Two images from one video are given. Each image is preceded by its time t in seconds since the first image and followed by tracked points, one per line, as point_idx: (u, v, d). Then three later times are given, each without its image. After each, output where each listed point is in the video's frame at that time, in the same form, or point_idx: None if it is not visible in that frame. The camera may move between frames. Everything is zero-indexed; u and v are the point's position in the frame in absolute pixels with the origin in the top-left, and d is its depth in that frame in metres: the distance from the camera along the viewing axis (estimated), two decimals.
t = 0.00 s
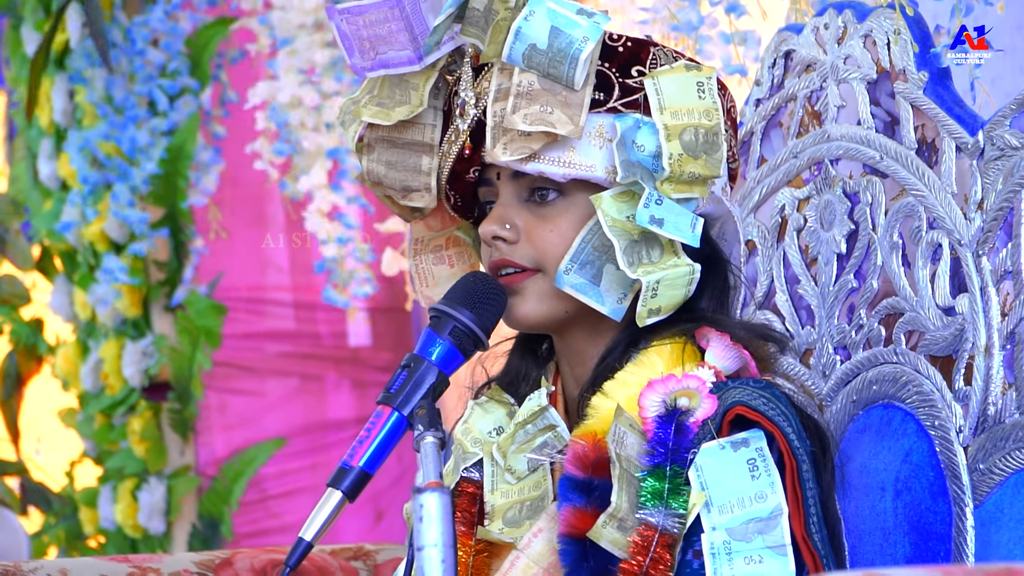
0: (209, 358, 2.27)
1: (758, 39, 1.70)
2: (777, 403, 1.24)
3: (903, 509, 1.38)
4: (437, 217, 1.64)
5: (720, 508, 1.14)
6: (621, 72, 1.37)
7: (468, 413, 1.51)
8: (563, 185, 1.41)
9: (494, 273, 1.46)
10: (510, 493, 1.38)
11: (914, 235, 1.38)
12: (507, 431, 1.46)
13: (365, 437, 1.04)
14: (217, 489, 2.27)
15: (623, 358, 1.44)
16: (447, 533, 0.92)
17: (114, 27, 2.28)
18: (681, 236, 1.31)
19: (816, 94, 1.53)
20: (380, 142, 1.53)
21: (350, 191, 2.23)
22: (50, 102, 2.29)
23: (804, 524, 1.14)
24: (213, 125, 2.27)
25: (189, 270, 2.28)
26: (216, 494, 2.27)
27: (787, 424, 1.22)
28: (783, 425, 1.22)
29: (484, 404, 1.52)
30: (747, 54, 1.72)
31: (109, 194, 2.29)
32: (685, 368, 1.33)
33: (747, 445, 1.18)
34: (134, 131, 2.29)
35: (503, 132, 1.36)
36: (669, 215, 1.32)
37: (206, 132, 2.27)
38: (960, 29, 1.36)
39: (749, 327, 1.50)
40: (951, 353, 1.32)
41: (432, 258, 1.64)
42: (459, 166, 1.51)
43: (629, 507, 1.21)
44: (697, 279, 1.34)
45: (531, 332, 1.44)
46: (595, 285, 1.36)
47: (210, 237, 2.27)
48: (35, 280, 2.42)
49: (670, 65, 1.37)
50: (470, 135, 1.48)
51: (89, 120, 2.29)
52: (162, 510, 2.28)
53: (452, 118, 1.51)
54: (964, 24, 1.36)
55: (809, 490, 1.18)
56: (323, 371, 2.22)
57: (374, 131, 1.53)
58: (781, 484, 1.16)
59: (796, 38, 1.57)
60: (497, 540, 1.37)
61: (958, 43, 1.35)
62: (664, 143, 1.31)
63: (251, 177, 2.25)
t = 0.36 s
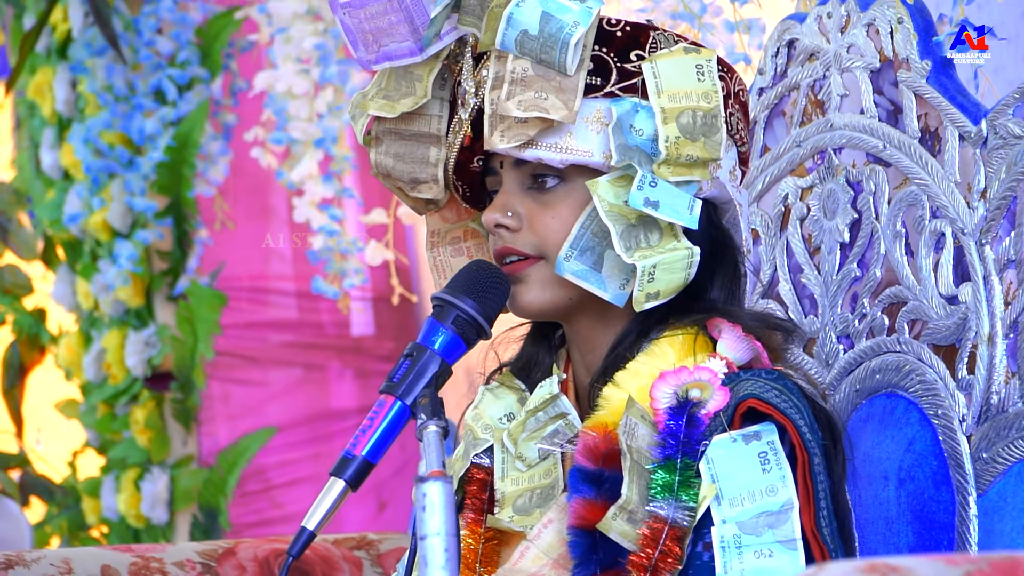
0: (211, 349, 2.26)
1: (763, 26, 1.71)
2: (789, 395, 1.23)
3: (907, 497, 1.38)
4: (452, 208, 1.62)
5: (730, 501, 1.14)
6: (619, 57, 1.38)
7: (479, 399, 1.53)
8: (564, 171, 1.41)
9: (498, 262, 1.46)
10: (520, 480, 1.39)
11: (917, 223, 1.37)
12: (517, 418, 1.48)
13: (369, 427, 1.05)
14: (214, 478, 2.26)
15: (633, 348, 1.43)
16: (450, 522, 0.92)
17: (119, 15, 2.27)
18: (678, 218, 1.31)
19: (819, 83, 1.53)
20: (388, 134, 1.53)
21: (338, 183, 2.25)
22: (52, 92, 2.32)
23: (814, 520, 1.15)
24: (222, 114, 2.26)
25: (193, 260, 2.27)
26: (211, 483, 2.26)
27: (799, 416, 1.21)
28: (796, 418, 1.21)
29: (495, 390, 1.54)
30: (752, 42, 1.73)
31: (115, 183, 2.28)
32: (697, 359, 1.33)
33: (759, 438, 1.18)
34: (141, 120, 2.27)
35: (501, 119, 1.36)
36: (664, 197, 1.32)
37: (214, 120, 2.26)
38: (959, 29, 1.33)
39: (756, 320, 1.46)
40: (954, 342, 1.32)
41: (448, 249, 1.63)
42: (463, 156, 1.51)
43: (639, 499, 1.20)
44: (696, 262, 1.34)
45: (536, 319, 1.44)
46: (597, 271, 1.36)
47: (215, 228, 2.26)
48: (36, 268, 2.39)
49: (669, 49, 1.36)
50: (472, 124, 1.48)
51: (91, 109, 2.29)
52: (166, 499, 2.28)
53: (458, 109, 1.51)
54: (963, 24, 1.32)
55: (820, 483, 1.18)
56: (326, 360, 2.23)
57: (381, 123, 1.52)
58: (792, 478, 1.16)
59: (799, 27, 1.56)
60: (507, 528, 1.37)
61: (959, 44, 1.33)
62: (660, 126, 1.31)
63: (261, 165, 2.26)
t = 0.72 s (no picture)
0: (216, 337, 2.25)
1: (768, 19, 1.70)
2: (806, 388, 1.23)
3: (911, 488, 1.38)
4: (473, 201, 1.62)
5: (744, 493, 1.14)
6: (622, 40, 1.37)
7: (493, 386, 1.52)
8: (568, 153, 1.41)
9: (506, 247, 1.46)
10: (533, 469, 1.39)
11: (923, 214, 1.37)
12: (531, 405, 1.48)
13: (373, 417, 1.05)
14: (218, 469, 2.24)
15: (648, 338, 1.43)
16: (456, 512, 0.91)
17: (120, 5, 2.29)
18: (678, 195, 1.31)
19: (825, 73, 1.52)
20: (402, 125, 1.53)
21: (317, 172, 2.19)
22: (57, 81, 2.32)
23: (829, 512, 1.15)
24: (220, 104, 2.25)
25: (196, 249, 2.27)
26: (218, 472, 2.25)
27: (816, 408, 1.21)
28: (813, 410, 1.20)
29: (509, 376, 1.53)
30: (757, 34, 1.72)
31: (118, 173, 2.30)
32: (713, 350, 1.33)
33: (775, 431, 1.18)
34: (141, 110, 2.28)
35: (503, 102, 1.36)
36: (663, 173, 1.31)
37: (214, 111, 2.25)
38: (959, 29, 1.34)
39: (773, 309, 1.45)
40: (959, 332, 1.32)
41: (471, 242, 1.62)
42: (472, 144, 1.52)
43: (653, 491, 1.20)
44: (700, 241, 1.33)
45: (542, 304, 1.44)
46: (601, 253, 1.35)
47: (218, 217, 2.25)
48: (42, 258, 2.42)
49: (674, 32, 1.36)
50: (479, 111, 1.49)
51: (96, 98, 2.31)
52: (170, 488, 2.27)
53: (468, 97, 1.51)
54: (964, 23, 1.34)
55: (835, 477, 1.18)
56: (331, 349, 2.18)
57: (395, 114, 1.52)
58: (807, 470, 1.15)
59: (805, 17, 1.56)
60: (519, 517, 1.36)
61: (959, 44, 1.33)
62: (660, 106, 1.31)
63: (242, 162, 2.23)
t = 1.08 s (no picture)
0: (221, 333, 2.25)
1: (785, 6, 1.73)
2: (811, 382, 1.23)
3: (917, 482, 1.38)
4: (480, 188, 1.63)
5: (750, 489, 1.14)
6: (633, 38, 1.36)
7: (499, 380, 1.51)
8: (577, 151, 1.41)
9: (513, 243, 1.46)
10: (539, 464, 1.38)
11: (928, 207, 1.37)
12: (538, 400, 1.47)
13: (378, 413, 1.05)
14: (225, 464, 2.25)
15: (654, 333, 1.43)
16: (461, 507, 0.91)
17: None
18: (686, 197, 1.31)
19: (830, 67, 1.52)
20: (410, 114, 1.53)
21: (331, 168, 2.21)
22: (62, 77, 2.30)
23: (834, 507, 1.15)
24: (221, 99, 2.25)
25: (201, 244, 2.26)
26: (223, 468, 2.25)
27: (822, 403, 1.21)
28: (818, 405, 1.21)
29: (514, 371, 1.53)
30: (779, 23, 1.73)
31: (125, 170, 2.28)
32: (718, 345, 1.33)
33: (780, 426, 1.17)
34: (145, 106, 2.28)
35: (512, 100, 1.36)
36: (671, 175, 1.31)
37: (213, 107, 2.25)
38: (959, 30, 1.33)
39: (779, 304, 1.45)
40: (964, 326, 1.32)
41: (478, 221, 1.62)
42: (480, 137, 1.52)
43: (659, 488, 1.20)
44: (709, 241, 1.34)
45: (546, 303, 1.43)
46: (613, 248, 1.37)
47: (221, 212, 2.25)
48: (48, 254, 2.40)
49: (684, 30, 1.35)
50: (487, 105, 1.48)
51: (103, 94, 2.29)
52: (175, 484, 2.27)
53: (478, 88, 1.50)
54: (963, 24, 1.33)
55: (841, 471, 1.18)
56: (336, 345, 2.20)
57: (403, 103, 1.52)
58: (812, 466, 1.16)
59: (810, 10, 1.56)
60: (526, 512, 1.37)
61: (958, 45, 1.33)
62: (670, 107, 1.30)
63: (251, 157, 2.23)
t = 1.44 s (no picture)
0: (223, 342, 2.25)
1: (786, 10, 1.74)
2: (800, 386, 1.22)
3: (919, 490, 1.38)
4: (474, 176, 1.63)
5: (742, 493, 1.14)
6: (652, 62, 1.37)
7: (492, 396, 1.52)
8: (585, 172, 1.41)
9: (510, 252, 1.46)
10: (533, 478, 1.39)
11: (930, 215, 1.37)
12: (531, 414, 1.48)
13: (381, 421, 1.05)
14: (225, 473, 2.25)
15: (645, 343, 1.43)
16: (463, 517, 0.91)
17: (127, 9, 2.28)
18: (720, 225, 1.33)
19: (831, 75, 1.52)
20: (416, 105, 1.54)
21: (335, 175, 2.20)
22: (63, 86, 2.32)
23: (828, 508, 1.14)
24: (224, 108, 2.25)
25: (202, 254, 2.26)
26: (223, 477, 2.25)
27: (812, 407, 1.19)
28: (808, 409, 1.19)
29: (508, 386, 1.53)
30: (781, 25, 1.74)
31: (125, 178, 2.27)
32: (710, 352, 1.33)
33: (771, 430, 1.17)
34: (146, 115, 2.26)
35: (535, 116, 1.35)
36: (705, 204, 1.33)
37: (217, 116, 2.25)
38: (959, 29, 1.35)
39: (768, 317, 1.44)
40: (967, 334, 1.32)
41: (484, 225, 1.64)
42: (487, 140, 1.50)
43: (652, 492, 1.20)
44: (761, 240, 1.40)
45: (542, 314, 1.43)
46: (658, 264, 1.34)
47: (223, 221, 2.25)
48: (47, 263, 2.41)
49: (704, 59, 1.37)
50: (499, 111, 1.47)
51: (104, 103, 2.29)
52: (178, 494, 2.27)
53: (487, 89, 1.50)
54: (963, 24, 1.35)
55: (834, 473, 1.16)
56: (339, 354, 2.19)
57: (410, 95, 1.53)
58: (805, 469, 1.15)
59: (811, 18, 1.56)
60: (521, 525, 1.38)
61: (959, 44, 1.35)
62: (694, 140, 1.32)
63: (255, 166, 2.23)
